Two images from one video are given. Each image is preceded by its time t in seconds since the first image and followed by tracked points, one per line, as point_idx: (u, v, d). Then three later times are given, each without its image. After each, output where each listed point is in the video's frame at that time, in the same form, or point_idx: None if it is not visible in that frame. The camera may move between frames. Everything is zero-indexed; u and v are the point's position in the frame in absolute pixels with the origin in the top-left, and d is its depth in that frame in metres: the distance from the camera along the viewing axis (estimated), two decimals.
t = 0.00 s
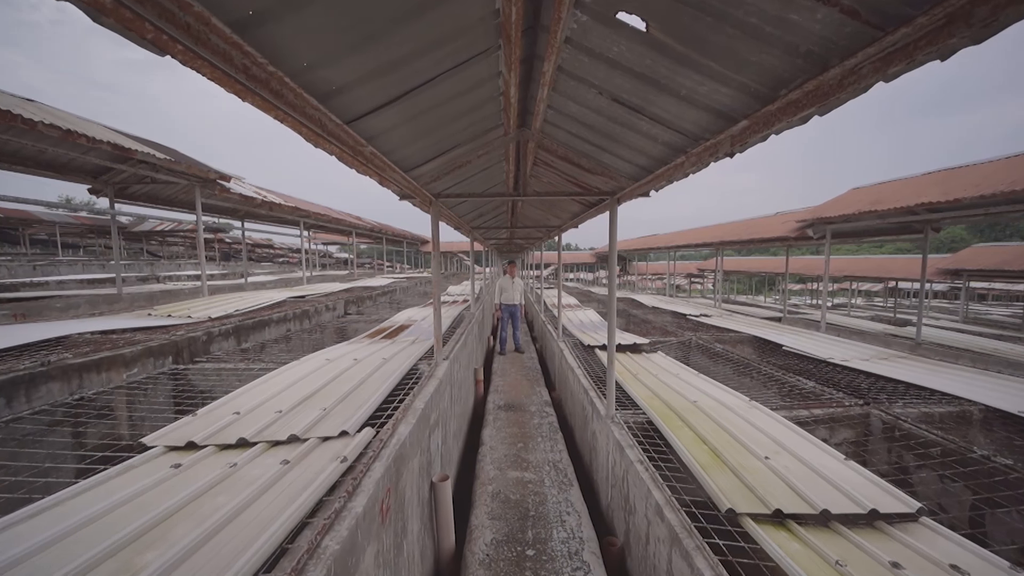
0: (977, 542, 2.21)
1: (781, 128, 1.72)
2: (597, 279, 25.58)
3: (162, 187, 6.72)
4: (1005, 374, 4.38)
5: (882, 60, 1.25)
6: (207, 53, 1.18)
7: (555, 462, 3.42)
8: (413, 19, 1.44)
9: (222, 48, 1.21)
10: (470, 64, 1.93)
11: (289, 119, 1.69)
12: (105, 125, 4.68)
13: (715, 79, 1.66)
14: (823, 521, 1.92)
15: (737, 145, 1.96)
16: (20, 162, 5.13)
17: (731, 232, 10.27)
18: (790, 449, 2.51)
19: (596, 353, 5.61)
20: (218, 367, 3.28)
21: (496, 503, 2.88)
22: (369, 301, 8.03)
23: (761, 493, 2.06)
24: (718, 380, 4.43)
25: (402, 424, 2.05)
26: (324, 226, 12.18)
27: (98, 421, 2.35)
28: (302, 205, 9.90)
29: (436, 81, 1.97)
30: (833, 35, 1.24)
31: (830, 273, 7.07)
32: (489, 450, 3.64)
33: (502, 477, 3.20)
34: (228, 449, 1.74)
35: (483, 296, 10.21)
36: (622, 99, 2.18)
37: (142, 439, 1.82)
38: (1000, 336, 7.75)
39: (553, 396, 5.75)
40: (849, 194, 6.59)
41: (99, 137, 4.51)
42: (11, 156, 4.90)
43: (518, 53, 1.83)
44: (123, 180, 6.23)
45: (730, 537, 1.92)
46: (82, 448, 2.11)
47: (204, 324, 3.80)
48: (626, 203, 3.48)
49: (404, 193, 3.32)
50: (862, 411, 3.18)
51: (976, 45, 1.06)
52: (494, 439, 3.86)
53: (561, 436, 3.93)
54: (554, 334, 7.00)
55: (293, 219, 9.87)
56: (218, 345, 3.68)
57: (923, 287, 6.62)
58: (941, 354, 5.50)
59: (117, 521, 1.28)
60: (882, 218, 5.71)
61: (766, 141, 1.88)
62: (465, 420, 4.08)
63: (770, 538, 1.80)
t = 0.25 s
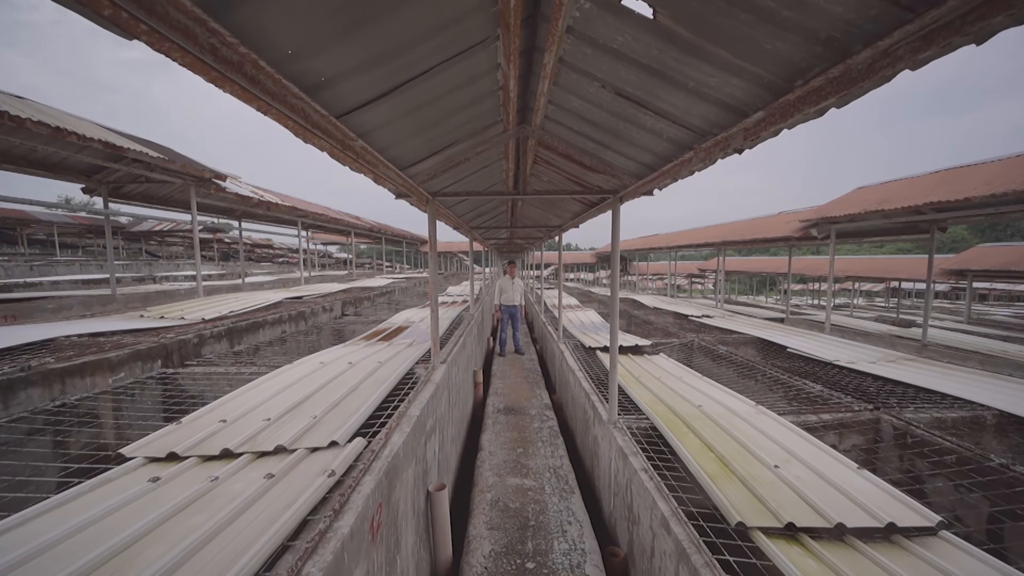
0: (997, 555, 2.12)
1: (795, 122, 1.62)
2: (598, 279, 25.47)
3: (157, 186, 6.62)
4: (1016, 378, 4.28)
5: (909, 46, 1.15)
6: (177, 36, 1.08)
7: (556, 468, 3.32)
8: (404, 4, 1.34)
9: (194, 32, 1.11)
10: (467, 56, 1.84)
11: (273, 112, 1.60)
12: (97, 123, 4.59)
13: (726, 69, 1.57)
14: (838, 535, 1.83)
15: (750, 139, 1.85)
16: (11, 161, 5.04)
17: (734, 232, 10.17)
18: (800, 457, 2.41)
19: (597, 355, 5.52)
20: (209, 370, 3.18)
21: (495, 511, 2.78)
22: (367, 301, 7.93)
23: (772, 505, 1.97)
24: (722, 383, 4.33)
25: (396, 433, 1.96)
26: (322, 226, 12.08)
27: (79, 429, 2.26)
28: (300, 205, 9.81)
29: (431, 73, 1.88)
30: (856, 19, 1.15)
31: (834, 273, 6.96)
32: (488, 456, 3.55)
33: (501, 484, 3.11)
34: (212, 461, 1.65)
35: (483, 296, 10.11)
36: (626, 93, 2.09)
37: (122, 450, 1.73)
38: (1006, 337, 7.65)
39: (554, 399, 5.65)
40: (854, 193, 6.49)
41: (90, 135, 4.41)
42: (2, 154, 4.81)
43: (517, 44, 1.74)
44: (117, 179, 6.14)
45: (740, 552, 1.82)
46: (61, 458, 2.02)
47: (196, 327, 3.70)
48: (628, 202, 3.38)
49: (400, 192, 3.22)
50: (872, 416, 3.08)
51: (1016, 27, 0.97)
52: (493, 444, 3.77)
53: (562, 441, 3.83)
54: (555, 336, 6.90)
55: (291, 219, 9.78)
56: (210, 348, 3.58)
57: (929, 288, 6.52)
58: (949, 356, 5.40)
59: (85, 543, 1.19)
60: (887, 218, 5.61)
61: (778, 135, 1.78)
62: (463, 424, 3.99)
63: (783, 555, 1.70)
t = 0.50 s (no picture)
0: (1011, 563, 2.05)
1: (805, 115, 1.56)
2: (598, 279, 25.40)
3: (154, 185, 6.56)
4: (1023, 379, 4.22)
5: (929, 33, 1.09)
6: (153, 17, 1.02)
7: (556, 472, 3.26)
8: None
9: (173, 14, 1.05)
10: (465, 49, 1.78)
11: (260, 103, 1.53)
12: (91, 121, 4.53)
13: (733, 61, 1.51)
14: (848, 543, 1.78)
15: (761, 132, 1.78)
16: (5, 159, 4.98)
17: (735, 231, 10.11)
18: (807, 462, 2.36)
19: (598, 356, 5.46)
20: (203, 372, 3.12)
21: (494, 517, 2.72)
22: (365, 302, 7.87)
23: (779, 512, 1.92)
24: (725, 384, 4.27)
25: (392, 438, 1.89)
26: (321, 226, 12.01)
27: (67, 433, 2.19)
28: (298, 204, 9.75)
29: (428, 66, 1.82)
30: (874, 5, 1.09)
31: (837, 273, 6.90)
32: (488, 459, 3.49)
33: (501, 488, 3.05)
34: (201, 468, 1.59)
35: (483, 296, 10.05)
36: (629, 87, 2.03)
37: (108, 456, 1.67)
38: (1010, 337, 7.58)
39: (554, 401, 5.59)
40: (857, 193, 6.42)
41: (85, 133, 4.35)
42: None
43: (517, 36, 1.68)
44: (113, 178, 6.08)
45: (748, 562, 1.76)
46: (47, 463, 1.96)
47: (190, 327, 3.64)
48: (631, 200, 3.32)
49: (397, 190, 3.16)
50: (879, 419, 3.01)
51: None
52: (492, 446, 3.71)
53: (563, 444, 3.77)
54: (555, 336, 6.83)
55: (289, 219, 9.72)
56: (205, 349, 3.52)
57: (933, 288, 6.46)
58: (954, 357, 5.33)
59: (63, 555, 1.13)
60: (891, 217, 5.55)
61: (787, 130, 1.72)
62: (462, 426, 3.92)
63: (793, 564, 1.65)
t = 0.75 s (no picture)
0: None
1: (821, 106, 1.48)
2: (598, 279, 25.32)
3: (149, 184, 6.48)
4: None
5: (965, 13, 1.01)
6: None
7: (557, 477, 3.18)
8: None
9: None
10: (463, 38, 1.69)
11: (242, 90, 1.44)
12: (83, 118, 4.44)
13: (746, 49, 1.43)
14: (864, 556, 1.70)
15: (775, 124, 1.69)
16: None
17: (737, 231, 10.02)
18: (818, 469, 2.28)
19: (599, 357, 5.37)
20: (195, 374, 3.04)
21: (494, 524, 2.64)
22: (364, 302, 7.79)
23: (791, 523, 1.84)
24: (729, 386, 4.19)
25: (386, 445, 1.81)
26: (320, 226, 11.93)
27: (50, 438, 2.12)
28: (296, 204, 9.67)
29: (424, 56, 1.73)
30: None
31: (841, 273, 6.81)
32: (487, 463, 3.40)
33: (501, 494, 2.97)
34: (184, 478, 1.51)
35: (483, 296, 9.97)
36: (634, 79, 1.95)
37: (87, 465, 1.59)
38: (1016, 338, 7.49)
39: (555, 402, 5.51)
40: (862, 191, 6.33)
41: (77, 130, 4.27)
42: None
43: (517, 25, 1.60)
44: (107, 177, 6.00)
45: None
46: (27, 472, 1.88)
47: (183, 329, 3.56)
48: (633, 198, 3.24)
49: (393, 187, 3.07)
50: (889, 423, 2.93)
51: None
52: (492, 450, 3.63)
53: (564, 448, 3.69)
54: (556, 337, 6.75)
55: (287, 218, 9.63)
56: (197, 351, 3.44)
57: (938, 288, 6.37)
58: (961, 359, 5.24)
59: None
60: (897, 217, 5.47)
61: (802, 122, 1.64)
62: (462, 430, 3.84)
63: None
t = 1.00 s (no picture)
0: None
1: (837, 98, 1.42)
2: (598, 279, 25.26)
3: (146, 183, 6.41)
4: None
5: None
6: None
7: (559, 480, 3.12)
8: None
9: None
10: (462, 30, 1.62)
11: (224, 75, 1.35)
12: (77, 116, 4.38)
13: (758, 40, 1.37)
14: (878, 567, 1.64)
15: (788, 117, 1.63)
16: None
17: (738, 230, 9.96)
18: (827, 474, 2.22)
19: (601, 358, 5.32)
20: (190, 376, 2.98)
21: (494, 530, 2.58)
22: (363, 302, 7.72)
23: (802, 531, 1.79)
24: (733, 388, 4.13)
25: (383, 451, 1.74)
26: (319, 225, 11.87)
27: (37, 443, 2.06)
28: (295, 203, 9.60)
29: (422, 49, 1.67)
30: None
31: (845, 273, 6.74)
32: (487, 467, 3.34)
33: (501, 498, 2.91)
34: (171, 487, 1.45)
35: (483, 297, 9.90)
36: (639, 73, 1.88)
37: (72, 471, 1.53)
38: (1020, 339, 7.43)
39: (555, 404, 5.45)
40: (866, 190, 6.27)
41: (70, 128, 4.21)
42: None
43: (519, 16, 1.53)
44: (104, 176, 5.94)
45: None
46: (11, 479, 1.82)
47: (177, 330, 3.50)
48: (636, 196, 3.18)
49: (391, 184, 3.00)
50: (898, 426, 2.87)
51: None
52: (492, 453, 3.57)
53: (565, 450, 3.63)
54: (557, 338, 6.69)
55: (286, 218, 9.57)
56: (192, 352, 3.38)
57: (942, 288, 6.31)
58: (967, 360, 5.18)
59: None
60: (901, 216, 5.41)
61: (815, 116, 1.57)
62: (461, 433, 3.79)
63: None
